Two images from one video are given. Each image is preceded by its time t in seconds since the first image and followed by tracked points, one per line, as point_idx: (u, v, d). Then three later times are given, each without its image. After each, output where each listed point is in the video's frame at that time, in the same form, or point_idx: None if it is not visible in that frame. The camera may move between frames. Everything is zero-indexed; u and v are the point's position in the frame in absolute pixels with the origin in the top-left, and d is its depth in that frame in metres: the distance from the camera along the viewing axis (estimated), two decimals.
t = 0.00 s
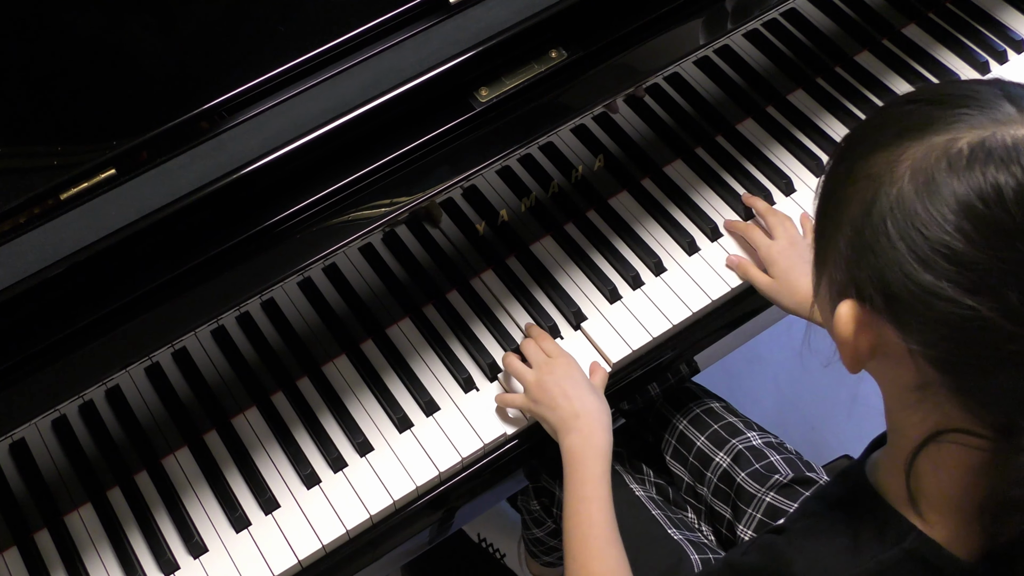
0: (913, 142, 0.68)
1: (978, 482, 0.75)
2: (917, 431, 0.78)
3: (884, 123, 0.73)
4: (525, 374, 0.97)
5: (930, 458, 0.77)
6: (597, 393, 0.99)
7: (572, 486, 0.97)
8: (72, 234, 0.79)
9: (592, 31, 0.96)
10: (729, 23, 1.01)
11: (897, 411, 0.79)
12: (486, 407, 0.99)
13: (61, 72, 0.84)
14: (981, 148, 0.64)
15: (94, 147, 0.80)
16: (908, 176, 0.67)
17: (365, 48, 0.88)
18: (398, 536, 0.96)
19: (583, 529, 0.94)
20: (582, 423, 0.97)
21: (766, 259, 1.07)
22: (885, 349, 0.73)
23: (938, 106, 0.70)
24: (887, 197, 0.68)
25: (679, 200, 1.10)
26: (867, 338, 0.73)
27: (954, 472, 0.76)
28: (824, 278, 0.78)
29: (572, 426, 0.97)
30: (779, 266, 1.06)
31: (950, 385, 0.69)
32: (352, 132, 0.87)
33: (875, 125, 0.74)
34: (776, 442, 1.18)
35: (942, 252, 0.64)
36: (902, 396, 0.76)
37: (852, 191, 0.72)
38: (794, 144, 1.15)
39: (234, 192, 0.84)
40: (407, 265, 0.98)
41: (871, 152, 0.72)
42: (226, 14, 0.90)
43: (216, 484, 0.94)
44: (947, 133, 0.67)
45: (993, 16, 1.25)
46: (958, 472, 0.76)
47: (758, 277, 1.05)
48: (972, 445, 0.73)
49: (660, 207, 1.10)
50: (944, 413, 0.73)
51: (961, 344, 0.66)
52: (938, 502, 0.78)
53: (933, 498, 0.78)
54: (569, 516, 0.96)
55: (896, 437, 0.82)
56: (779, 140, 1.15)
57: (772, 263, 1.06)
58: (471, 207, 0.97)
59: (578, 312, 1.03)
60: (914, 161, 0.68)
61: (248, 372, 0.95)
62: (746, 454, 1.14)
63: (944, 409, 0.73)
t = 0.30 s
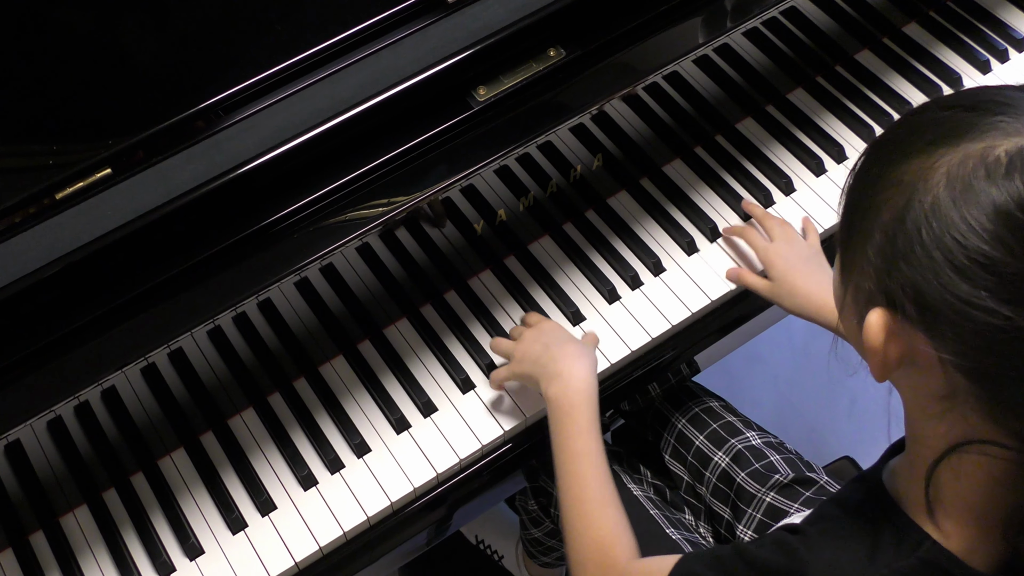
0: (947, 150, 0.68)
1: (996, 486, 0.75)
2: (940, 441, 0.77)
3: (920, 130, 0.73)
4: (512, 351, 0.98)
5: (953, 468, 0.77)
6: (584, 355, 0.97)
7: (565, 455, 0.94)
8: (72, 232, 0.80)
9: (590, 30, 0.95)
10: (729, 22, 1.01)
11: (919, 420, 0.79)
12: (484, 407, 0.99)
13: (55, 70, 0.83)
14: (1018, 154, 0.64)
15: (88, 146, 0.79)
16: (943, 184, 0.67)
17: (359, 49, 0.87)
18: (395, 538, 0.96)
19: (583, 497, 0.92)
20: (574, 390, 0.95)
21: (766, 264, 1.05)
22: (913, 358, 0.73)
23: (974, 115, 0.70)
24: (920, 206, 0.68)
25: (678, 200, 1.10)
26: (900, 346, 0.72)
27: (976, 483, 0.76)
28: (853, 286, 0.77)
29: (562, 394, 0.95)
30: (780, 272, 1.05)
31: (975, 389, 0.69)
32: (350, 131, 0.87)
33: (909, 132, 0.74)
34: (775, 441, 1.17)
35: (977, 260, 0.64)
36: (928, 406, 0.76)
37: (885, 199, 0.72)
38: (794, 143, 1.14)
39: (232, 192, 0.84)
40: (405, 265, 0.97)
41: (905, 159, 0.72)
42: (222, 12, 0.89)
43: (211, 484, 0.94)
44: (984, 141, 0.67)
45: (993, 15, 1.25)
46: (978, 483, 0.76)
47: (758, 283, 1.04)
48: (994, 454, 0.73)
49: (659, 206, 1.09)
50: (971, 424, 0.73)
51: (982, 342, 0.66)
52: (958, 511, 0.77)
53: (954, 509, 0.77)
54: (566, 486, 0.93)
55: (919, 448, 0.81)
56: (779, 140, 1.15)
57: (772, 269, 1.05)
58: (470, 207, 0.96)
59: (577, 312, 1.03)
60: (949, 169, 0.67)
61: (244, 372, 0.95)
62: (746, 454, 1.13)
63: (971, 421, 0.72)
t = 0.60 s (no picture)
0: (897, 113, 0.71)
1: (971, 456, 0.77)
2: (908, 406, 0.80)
3: (876, 101, 0.75)
4: (548, 400, 0.96)
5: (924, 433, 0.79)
6: (621, 409, 0.99)
7: (617, 510, 0.94)
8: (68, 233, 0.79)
9: (589, 28, 0.95)
10: (728, 20, 1.00)
11: (886, 385, 0.82)
12: (482, 409, 0.98)
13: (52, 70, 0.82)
14: (961, 114, 0.67)
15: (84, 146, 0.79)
16: (894, 145, 0.70)
17: (358, 47, 0.87)
18: (393, 539, 0.95)
19: (643, 551, 0.91)
20: (614, 446, 0.97)
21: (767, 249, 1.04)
22: (876, 323, 0.75)
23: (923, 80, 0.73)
24: (872, 167, 0.71)
25: (677, 200, 1.09)
26: (858, 309, 0.75)
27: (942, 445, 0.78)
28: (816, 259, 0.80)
29: (605, 450, 0.97)
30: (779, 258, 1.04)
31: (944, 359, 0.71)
32: (347, 131, 0.86)
33: (867, 103, 0.76)
34: (774, 441, 1.17)
35: (931, 215, 0.67)
36: (894, 370, 0.78)
37: (841, 164, 0.75)
38: (792, 142, 1.14)
39: (225, 192, 0.83)
40: (403, 265, 0.97)
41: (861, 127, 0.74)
42: (218, 11, 0.89)
43: (208, 486, 0.93)
44: (925, 104, 0.70)
45: (994, 13, 1.24)
46: (947, 447, 0.78)
47: (756, 268, 1.04)
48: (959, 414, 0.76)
49: (658, 206, 1.09)
50: (935, 386, 0.76)
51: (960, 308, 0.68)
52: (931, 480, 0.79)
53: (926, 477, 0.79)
54: (623, 544, 0.93)
55: (891, 418, 0.84)
56: (777, 138, 1.14)
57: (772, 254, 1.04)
58: (467, 206, 0.96)
59: (575, 312, 1.02)
60: (899, 131, 0.70)
61: (241, 373, 0.94)
62: (744, 455, 1.13)
63: (936, 383, 0.75)
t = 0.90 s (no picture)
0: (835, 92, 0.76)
1: (941, 427, 0.79)
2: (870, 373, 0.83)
3: (833, 79, 0.78)
4: (544, 398, 0.95)
5: (887, 400, 0.82)
6: (621, 408, 0.98)
7: (614, 506, 0.94)
8: (63, 232, 0.79)
9: (588, 27, 0.94)
10: (727, 19, 1.00)
11: (850, 356, 0.84)
12: (480, 409, 0.98)
13: (48, 68, 0.82)
14: (892, 87, 0.71)
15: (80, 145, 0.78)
16: (834, 120, 0.74)
17: (356, 46, 0.87)
18: (390, 541, 0.95)
19: (639, 552, 0.91)
20: (612, 443, 0.96)
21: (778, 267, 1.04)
22: (830, 294, 0.78)
23: (862, 61, 0.78)
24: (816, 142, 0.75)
25: (676, 200, 1.09)
26: (813, 281, 0.78)
27: (905, 411, 0.81)
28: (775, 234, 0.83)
29: (603, 447, 0.96)
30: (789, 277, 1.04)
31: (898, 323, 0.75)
32: (342, 131, 0.85)
33: (816, 83, 0.80)
34: (774, 444, 1.16)
35: (872, 182, 0.70)
36: (855, 340, 0.81)
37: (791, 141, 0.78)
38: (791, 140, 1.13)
39: (221, 193, 0.82)
40: (401, 265, 0.96)
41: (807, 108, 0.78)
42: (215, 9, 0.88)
43: (204, 487, 0.93)
44: (863, 81, 0.74)
45: (996, 13, 1.24)
46: (909, 412, 0.81)
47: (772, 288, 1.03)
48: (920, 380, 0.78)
49: (657, 206, 1.08)
50: (892, 351, 0.78)
51: (918, 273, 0.70)
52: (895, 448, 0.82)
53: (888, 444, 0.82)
54: (619, 540, 0.93)
55: (858, 388, 0.86)
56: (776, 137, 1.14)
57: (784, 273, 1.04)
58: (465, 205, 0.96)
59: (573, 313, 1.02)
60: (838, 107, 0.74)
61: (238, 374, 0.94)
62: (744, 458, 1.12)
63: (890, 347, 0.78)
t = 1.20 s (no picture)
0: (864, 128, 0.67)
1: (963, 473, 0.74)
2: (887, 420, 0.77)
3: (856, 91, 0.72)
4: (537, 390, 0.95)
5: (903, 446, 0.76)
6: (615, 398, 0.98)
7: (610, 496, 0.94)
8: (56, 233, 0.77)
9: (586, 26, 0.94)
10: (726, 18, 0.99)
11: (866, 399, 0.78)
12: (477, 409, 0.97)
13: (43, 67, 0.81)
14: (933, 126, 0.63)
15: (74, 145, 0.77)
16: (865, 162, 0.66)
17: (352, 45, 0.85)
18: (388, 542, 0.94)
19: (635, 541, 0.91)
20: (609, 433, 0.96)
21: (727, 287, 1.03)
22: (858, 342, 0.71)
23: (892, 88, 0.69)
24: (845, 185, 0.67)
25: (674, 199, 1.08)
26: (840, 330, 0.70)
27: (924, 458, 0.76)
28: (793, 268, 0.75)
29: (600, 437, 0.96)
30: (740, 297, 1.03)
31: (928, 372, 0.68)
32: (339, 131, 0.85)
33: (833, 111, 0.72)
34: (779, 443, 1.16)
35: (906, 234, 0.63)
36: (877, 384, 0.74)
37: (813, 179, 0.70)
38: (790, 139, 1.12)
39: (218, 192, 0.82)
40: (398, 265, 0.96)
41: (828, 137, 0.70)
42: (212, 9, 0.88)
43: (200, 489, 0.92)
44: (897, 115, 0.66)
45: (996, 11, 1.23)
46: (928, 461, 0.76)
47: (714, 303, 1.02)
48: (942, 428, 0.72)
49: (656, 206, 1.07)
50: (919, 400, 0.72)
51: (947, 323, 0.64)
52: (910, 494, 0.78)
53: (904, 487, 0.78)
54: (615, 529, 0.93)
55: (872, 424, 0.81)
56: (776, 137, 1.13)
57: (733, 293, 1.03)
58: (462, 206, 0.96)
59: (572, 314, 1.01)
60: (869, 145, 0.66)
61: (234, 374, 0.93)
62: (749, 455, 1.12)
63: (918, 398, 0.71)
